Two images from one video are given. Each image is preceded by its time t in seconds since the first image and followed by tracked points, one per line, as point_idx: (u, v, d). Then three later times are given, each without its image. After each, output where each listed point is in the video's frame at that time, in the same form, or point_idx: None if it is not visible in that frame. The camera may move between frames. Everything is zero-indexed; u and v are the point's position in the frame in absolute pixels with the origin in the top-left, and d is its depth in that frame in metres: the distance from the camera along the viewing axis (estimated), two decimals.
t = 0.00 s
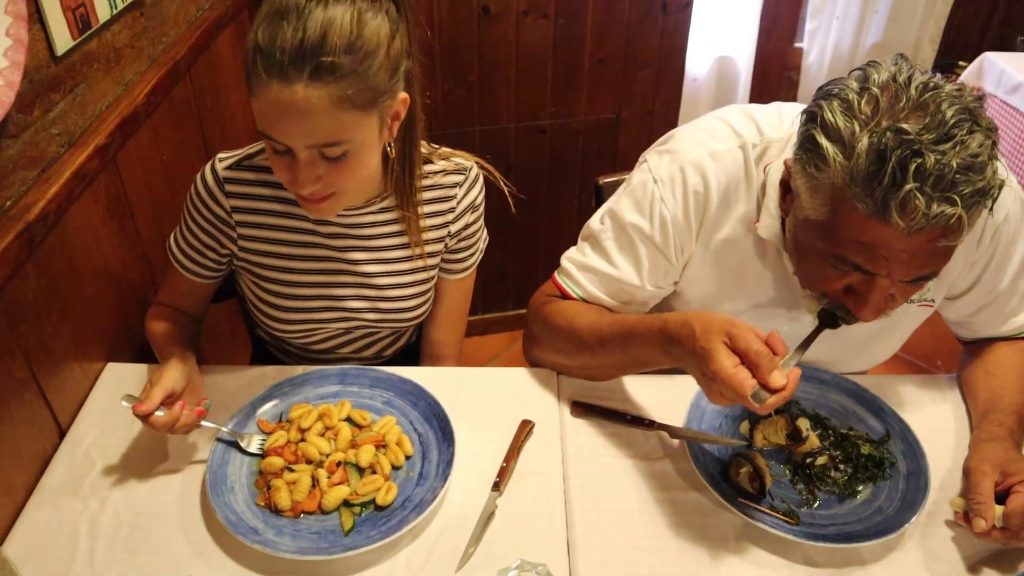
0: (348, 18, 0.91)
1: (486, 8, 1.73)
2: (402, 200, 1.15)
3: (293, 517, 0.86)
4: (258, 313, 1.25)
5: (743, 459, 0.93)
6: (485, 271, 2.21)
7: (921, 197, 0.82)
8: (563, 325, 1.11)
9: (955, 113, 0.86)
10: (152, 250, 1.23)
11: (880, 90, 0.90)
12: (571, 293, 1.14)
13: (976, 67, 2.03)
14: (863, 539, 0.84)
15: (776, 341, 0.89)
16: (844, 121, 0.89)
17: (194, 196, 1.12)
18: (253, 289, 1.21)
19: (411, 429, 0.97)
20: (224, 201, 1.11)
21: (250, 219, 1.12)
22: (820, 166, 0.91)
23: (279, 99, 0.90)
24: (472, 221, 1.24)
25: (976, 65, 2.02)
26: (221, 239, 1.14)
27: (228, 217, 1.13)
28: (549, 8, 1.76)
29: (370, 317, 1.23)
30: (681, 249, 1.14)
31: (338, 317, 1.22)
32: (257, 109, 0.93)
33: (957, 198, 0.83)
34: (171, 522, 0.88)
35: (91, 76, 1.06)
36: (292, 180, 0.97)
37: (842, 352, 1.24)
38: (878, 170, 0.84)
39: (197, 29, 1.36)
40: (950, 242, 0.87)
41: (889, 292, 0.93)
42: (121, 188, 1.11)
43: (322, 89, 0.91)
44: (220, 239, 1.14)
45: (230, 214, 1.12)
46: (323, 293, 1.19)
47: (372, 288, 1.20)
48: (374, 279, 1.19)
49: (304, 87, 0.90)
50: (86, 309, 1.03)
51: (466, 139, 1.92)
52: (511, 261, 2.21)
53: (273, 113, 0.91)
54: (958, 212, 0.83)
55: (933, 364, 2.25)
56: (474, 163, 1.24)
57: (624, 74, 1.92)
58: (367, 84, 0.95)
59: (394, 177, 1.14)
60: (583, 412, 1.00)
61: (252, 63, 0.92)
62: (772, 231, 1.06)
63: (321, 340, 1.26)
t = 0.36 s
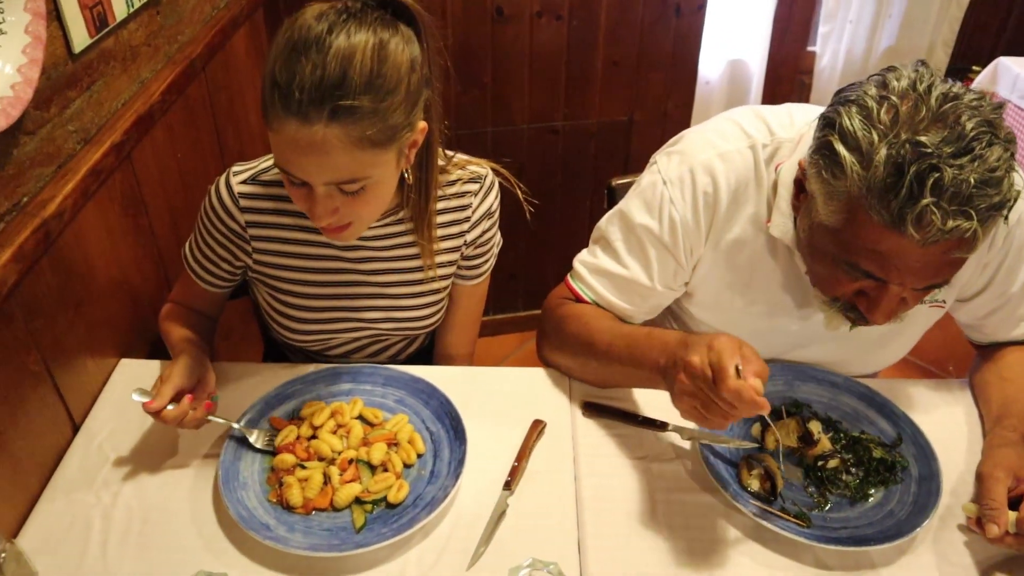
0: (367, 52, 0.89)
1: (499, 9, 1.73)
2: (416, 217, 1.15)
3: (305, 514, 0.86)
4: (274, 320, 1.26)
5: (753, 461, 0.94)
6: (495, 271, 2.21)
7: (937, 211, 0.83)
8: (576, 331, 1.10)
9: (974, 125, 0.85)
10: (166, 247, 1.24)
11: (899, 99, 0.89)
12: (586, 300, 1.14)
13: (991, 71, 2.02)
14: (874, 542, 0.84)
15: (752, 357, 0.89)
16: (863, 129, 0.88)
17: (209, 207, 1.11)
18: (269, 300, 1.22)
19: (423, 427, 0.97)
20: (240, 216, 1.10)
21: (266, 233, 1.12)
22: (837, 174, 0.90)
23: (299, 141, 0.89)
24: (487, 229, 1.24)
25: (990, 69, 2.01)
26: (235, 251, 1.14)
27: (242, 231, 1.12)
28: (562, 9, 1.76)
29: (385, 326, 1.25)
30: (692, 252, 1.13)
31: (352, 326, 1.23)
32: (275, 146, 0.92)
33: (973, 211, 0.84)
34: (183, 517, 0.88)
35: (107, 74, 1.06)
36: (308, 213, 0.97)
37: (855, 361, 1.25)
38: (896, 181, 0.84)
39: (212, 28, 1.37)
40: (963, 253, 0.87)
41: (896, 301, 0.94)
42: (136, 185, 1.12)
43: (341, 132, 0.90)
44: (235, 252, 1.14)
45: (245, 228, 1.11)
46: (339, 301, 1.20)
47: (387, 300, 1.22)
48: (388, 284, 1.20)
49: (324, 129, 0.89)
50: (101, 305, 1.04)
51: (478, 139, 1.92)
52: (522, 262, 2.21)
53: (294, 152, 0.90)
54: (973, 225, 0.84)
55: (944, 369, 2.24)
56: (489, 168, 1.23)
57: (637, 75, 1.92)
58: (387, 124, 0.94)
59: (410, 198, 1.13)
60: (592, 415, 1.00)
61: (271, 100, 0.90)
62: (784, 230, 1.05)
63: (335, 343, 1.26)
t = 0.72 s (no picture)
0: (386, 72, 0.89)
1: (516, 13, 1.74)
2: (433, 229, 1.15)
3: (319, 512, 0.87)
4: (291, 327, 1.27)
5: (768, 465, 0.93)
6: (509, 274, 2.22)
7: (958, 203, 0.82)
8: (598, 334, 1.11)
9: (996, 118, 0.85)
10: (183, 246, 1.24)
11: (922, 92, 0.89)
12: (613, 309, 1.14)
13: (1010, 78, 2.01)
14: (890, 549, 0.84)
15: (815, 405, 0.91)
16: (884, 122, 0.88)
17: (226, 218, 1.11)
18: (286, 307, 1.23)
19: (437, 428, 0.97)
20: (256, 228, 1.10)
21: (284, 246, 1.12)
22: (857, 167, 0.90)
23: (316, 164, 0.90)
24: (505, 236, 1.23)
25: (1009, 75, 2.00)
26: (253, 262, 1.15)
27: (259, 243, 1.12)
28: (579, 13, 1.77)
29: (402, 332, 1.26)
30: (710, 250, 1.13)
31: (370, 332, 1.24)
32: (292, 167, 0.92)
33: (993, 204, 0.83)
34: (198, 514, 0.88)
35: (128, 74, 1.07)
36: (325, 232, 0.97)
37: (872, 365, 1.25)
38: (917, 173, 0.84)
39: (231, 29, 1.38)
40: (983, 246, 0.87)
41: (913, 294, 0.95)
42: (154, 184, 1.12)
43: (357, 156, 0.90)
44: (253, 262, 1.15)
45: (262, 240, 1.11)
46: (355, 307, 1.20)
47: (405, 307, 1.23)
48: (404, 290, 1.20)
49: (340, 153, 0.89)
50: (118, 302, 1.04)
51: (493, 142, 1.93)
52: (535, 265, 2.21)
53: (312, 175, 0.91)
54: (994, 218, 0.83)
55: (960, 377, 2.22)
56: (508, 175, 1.23)
57: (652, 79, 1.92)
58: (404, 147, 0.94)
59: (426, 207, 1.13)
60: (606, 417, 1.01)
61: (288, 125, 0.90)
62: (800, 224, 1.05)
63: (352, 348, 1.27)
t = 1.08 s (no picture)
0: (395, 76, 0.89)
1: (524, 13, 1.74)
2: (442, 233, 1.16)
3: (325, 510, 0.87)
4: (299, 327, 1.27)
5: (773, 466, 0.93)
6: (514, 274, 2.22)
7: (969, 183, 0.82)
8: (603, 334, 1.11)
9: (1007, 101, 0.84)
10: (190, 243, 1.25)
11: (933, 75, 0.89)
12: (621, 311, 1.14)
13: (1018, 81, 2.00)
14: (896, 551, 0.84)
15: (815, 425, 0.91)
16: (895, 104, 0.88)
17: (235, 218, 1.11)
18: (294, 308, 1.24)
19: (443, 427, 0.97)
20: (266, 228, 1.10)
21: (293, 247, 1.13)
22: (868, 149, 0.90)
23: (325, 171, 0.90)
24: (513, 238, 1.24)
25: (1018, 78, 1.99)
26: (262, 262, 1.15)
27: (268, 244, 1.12)
28: (587, 13, 1.77)
29: (409, 335, 1.26)
30: (716, 249, 1.13)
31: (376, 335, 1.25)
32: (301, 173, 0.93)
33: (1004, 185, 0.83)
34: (204, 511, 0.89)
35: (137, 71, 1.07)
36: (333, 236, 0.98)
37: (878, 366, 1.25)
38: (927, 154, 0.84)
39: (239, 27, 1.38)
40: (995, 229, 0.86)
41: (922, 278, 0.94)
42: (162, 181, 1.13)
43: (366, 163, 0.90)
44: (261, 262, 1.15)
45: (271, 240, 1.12)
46: (363, 308, 1.21)
47: (412, 310, 1.23)
48: (412, 292, 1.21)
49: (349, 159, 0.90)
50: (126, 299, 1.05)
51: (500, 141, 1.93)
52: (541, 265, 2.21)
53: (322, 182, 0.91)
54: (1004, 200, 0.83)
55: (967, 380, 2.22)
56: (517, 177, 1.23)
57: (660, 79, 1.92)
58: (413, 154, 0.94)
59: (435, 209, 1.13)
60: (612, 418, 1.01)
61: (298, 131, 0.90)
62: (806, 219, 1.06)
63: (358, 349, 1.27)
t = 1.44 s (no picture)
0: (404, 80, 0.88)
1: (527, 12, 1.74)
2: (448, 234, 1.15)
3: (325, 509, 0.87)
4: (302, 326, 1.28)
5: (775, 468, 0.93)
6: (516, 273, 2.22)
7: (974, 115, 0.83)
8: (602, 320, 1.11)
9: (1011, 48, 0.85)
10: (192, 241, 1.25)
11: (941, 24, 0.90)
12: (628, 301, 1.13)
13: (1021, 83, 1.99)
14: (897, 554, 0.84)
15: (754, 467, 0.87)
16: (903, 49, 0.89)
17: (240, 218, 1.11)
18: (298, 308, 1.24)
19: (444, 426, 0.97)
20: (269, 228, 1.10)
21: (297, 248, 1.13)
22: (874, 90, 0.90)
23: (331, 173, 0.90)
24: (516, 239, 1.23)
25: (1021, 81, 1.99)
26: (267, 262, 1.15)
27: (272, 244, 1.12)
28: (590, 13, 1.77)
29: (412, 335, 1.26)
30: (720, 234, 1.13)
31: (380, 335, 1.25)
32: (306, 174, 0.92)
33: (1007, 123, 0.83)
34: (204, 509, 0.89)
35: (140, 68, 1.07)
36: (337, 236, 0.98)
37: (883, 362, 1.24)
38: (933, 90, 0.85)
39: (242, 24, 1.38)
40: (998, 174, 0.86)
41: (923, 235, 0.92)
42: (164, 179, 1.13)
43: (372, 167, 0.90)
44: (264, 261, 1.15)
45: (275, 240, 1.11)
46: (365, 308, 1.21)
47: (416, 310, 1.23)
48: (415, 294, 1.21)
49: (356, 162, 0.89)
50: (127, 296, 1.05)
51: (502, 140, 1.93)
52: (542, 264, 2.21)
53: (328, 184, 0.91)
54: (1006, 137, 0.83)
55: (968, 383, 2.22)
56: (521, 177, 1.23)
57: (662, 80, 1.91)
58: (419, 157, 0.94)
59: (441, 212, 1.13)
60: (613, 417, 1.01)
61: (304, 132, 0.90)
62: (810, 197, 1.07)
63: (360, 349, 1.27)
